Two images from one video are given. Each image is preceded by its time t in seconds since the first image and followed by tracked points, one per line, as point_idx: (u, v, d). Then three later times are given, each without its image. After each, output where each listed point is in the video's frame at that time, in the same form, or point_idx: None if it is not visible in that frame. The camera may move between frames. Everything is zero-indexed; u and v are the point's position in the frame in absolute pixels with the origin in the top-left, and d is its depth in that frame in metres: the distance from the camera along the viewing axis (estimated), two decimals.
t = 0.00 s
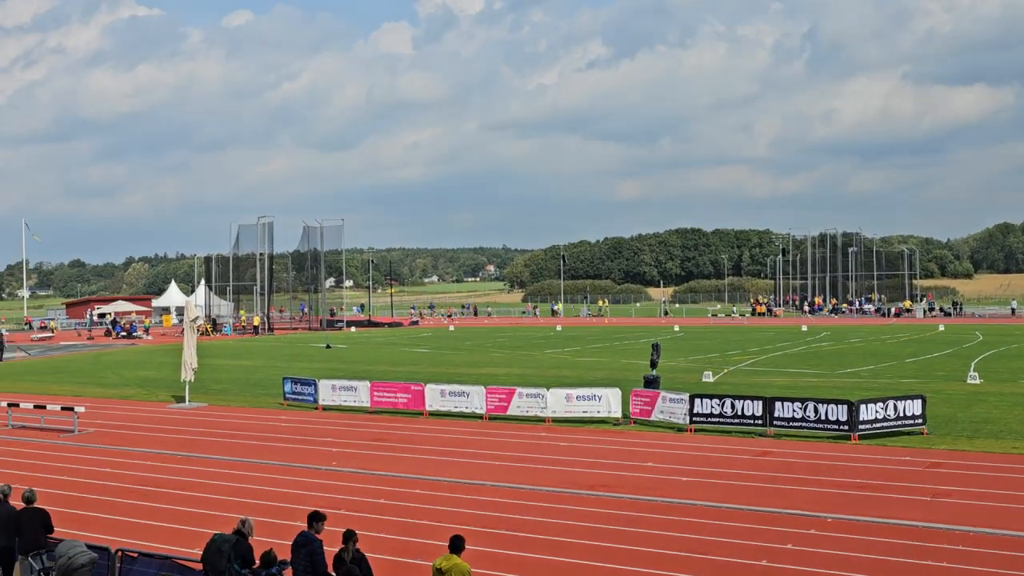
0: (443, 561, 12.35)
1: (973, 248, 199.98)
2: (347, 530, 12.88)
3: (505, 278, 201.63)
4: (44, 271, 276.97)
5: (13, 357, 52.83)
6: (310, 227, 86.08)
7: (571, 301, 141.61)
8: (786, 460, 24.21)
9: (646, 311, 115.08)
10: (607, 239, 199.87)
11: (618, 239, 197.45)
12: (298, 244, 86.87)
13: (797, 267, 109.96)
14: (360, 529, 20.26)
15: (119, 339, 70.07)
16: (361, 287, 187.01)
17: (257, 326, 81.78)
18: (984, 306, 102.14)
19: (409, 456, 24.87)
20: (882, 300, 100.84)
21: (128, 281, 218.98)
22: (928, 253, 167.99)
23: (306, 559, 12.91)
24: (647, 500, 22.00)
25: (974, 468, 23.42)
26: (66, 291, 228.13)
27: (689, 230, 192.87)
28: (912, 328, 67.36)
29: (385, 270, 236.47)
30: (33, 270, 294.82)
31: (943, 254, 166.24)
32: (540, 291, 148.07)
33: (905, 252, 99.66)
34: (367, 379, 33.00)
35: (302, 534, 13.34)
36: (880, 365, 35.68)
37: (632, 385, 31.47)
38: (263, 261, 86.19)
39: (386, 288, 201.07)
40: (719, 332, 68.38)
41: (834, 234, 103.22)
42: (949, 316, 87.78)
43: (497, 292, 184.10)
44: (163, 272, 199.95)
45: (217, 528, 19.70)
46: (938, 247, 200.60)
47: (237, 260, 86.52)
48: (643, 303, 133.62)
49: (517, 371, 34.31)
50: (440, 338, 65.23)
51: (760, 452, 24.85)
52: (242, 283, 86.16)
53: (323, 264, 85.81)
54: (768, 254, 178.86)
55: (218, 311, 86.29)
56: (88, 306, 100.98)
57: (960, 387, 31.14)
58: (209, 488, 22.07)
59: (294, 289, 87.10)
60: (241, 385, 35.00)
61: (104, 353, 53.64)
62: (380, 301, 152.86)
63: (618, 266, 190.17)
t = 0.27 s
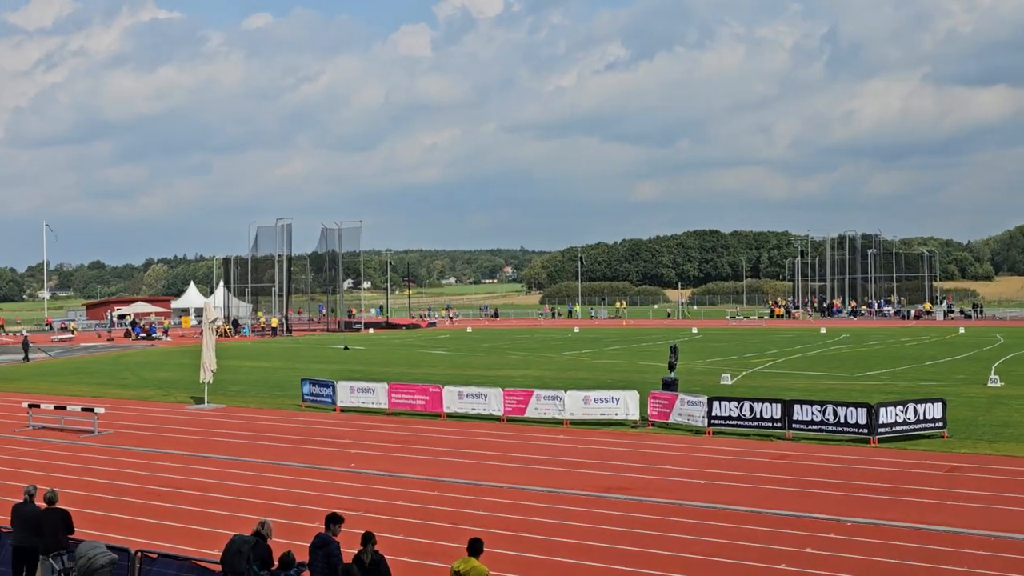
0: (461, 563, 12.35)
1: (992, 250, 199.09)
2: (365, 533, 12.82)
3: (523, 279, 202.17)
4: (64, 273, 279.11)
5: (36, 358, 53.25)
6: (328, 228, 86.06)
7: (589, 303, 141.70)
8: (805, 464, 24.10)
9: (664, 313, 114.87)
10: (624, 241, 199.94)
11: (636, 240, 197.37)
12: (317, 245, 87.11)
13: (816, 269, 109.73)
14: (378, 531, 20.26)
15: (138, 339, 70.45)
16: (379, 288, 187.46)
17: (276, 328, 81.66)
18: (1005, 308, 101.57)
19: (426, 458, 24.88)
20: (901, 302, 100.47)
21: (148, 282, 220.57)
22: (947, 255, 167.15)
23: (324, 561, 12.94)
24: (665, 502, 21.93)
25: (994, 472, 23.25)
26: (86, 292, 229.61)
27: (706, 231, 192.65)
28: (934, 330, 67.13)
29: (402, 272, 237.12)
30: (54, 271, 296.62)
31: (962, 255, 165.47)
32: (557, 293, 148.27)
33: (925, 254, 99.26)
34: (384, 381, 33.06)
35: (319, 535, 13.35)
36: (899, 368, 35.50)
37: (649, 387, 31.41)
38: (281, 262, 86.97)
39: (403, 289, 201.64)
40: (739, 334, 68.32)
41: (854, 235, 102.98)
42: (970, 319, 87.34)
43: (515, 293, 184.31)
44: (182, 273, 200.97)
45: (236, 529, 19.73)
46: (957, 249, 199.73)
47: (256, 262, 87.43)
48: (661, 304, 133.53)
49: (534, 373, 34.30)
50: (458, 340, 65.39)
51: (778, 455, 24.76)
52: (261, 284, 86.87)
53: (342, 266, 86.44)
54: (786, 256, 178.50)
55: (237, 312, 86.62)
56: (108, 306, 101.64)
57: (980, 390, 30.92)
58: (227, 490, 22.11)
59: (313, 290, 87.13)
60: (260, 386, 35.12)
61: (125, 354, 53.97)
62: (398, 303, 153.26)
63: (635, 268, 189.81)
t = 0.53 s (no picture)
0: (477, 563, 12.37)
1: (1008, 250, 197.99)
2: (382, 532, 12.91)
3: (538, 278, 202.42)
4: (82, 272, 280.84)
5: (55, 356, 53.78)
6: (344, 227, 85.75)
7: (604, 302, 141.79)
8: (821, 464, 24.00)
9: (680, 312, 114.76)
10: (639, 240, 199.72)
11: (652, 240, 196.98)
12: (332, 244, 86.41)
13: (832, 268, 109.32)
14: (394, 530, 20.28)
15: (155, 338, 70.95)
16: (394, 287, 187.66)
17: (290, 326, 81.08)
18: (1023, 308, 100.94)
19: (441, 458, 24.90)
20: (918, 302, 99.97)
21: (165, 281, 221.95)
22: (965, 255, 166.28)
23: (338, 561, 13.01)
24: (681, 503, 21.86)
25: (1012, 472, 23.07)
26: (103, 291, 230.68)
27: (722, 231, 192.18)
28: (952, 330, 66.78)
29: (417, 272, 237.42)
30: (71, 270, 298.43)
31: (979, 255, 164.49)
32: (572, 292, 148.30)
33: (942, 253, 98.71)
34: (400, 380, 33.10)
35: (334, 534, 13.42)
36: (916, 368, 35.30)
37: (665, 387, 31.34)
38: (297, 261, 87.86)
39: (418, 288, 201.83)
40: (754, 334, 68.15)
41: (870, 235, 102.53)
42: (988, 318, 86.80)
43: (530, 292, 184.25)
44: (198, 272, 201.65)
45: (253, 528, 19.77)
46: (973, 249, 198.64)
47: (272, 260, 88.55)
48: (676, 304, 133.27)
49: (550, 372, 34.27)
50: (473, 339, 65.45)
51: (795, 455, 24.67)
52: (277, 283, 88.25)
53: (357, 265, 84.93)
54: (802, 256, 177.95)
55: (254, 311, 88.12)
56: (124, 305, 102.12)
57: (998, 391, 30.73)
58: (245, 488, 22.17)
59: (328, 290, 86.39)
60: (276, 385, 35.22)
61: (142, 352, 54.37)
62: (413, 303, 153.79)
63: (650, 267, 188.26)
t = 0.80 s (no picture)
0: (493, 561, 12.34)
1: None
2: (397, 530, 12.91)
3: (555, 275, 202.95)
4: (99, 269, 282.35)
5: (73, 352, 53.79)
6: (359, 224, 86.23)
7: (621, 299, 141.34)
8: (838, 462, 23.89)
9: (696, 309, 114.32)
10: (656, 237, 199.68)
11: (669, 237, 196.78)
12: (348, 241, 87.38)
13: (850, 265, 108.91)
14: (410, 527, 20.32)
15: (172, 334, 70.95)
16: (410, 283, 188.35)
17: (306, 323, 81.64)
18: None
19: (457, 454, 24.94)
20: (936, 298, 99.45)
21: (182, 277, 222.96)
22: (984, 252, 165.19)
23: (352, 556, 13.00)
24: (698, 500, 21.84)
25: None
26: (122, 287, 232.24)
27: (738, 228, 191.77)
28: (970, 328, 66.43)
29: (433, 269, 238.05)
30: (90, 267, 300.70)
31: (998, 253, 163.43)
32: (588, 289, 148.61)
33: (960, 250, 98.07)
34: (415, 376, 33.16)
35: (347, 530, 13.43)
36: (934, 366, 35.08)
37: (680, 384, 31.24)
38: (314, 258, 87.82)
39: (434, 285, 202.40)
40: (769, 330, 68.03)
41: (887, 232, 102.09)
42: (1007, 316, 86.23)
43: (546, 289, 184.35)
44: (216, 269, 202.66)
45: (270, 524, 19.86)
46: (992, 246, 197.34)
47: (288, 257, 88.31)
48: (691, 300, 133.17)
49: (565, 369, 34.25)
50: (488, 335, 65.59)
51: (812, 452, 24.59)
52: (293, 280, 88.02)
53: (373, 261, 85.82)
54: (819, 252, 177.25)
55: (269, 307, 87.84)
56: (143, 302, 102.78)
57: (1017, 389, 30.52)
58: (264, 484, 22.27)
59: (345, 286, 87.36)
60: (292, 381, 35.33)
61: (159, 348, 54.49)
62: (430, 300, 153.51)
63: (666, 264, 189.12)
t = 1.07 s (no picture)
0: (510, 558, 12.35)
1: None
2: (414, 525, 12.92)
3: (573, 270, 203.30)
4: (120, 264, 284.16)
5: (95, 347, 53.99)
6: (379, 220, 86.54)
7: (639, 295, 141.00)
8: (858, 460, 23.76)
9: (715, 305, 113.92)
10: (675, 233, 199.47)
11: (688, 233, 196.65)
12: (368, 236, 87.22)
13: (871, 261, 108.40)
14: (427, 523, 20.35)
15: (193, 330, 71.18)
16: (429, 279, 188.95)
17: (325, 318, 81.22)
18: None
19: (475, 450, 24.95)
20: (958, 295, 98.82)
21: (203, 273, 224.39)
22: (1006, 248, 164.00)
23: (370, 554, 13.00)
24: (715, 497, 21.77)
25: None
26: (143, 282, 233.89)
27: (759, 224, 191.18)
28: (993, 324, 66.01)
29: (452, 264, 238.58)
30: (112, 262, 303.05)
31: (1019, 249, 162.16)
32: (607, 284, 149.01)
33: (983, 246, 97.27)
34: (434, 372, 33.24)
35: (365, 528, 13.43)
36: (955, 363, 34.86)
37: (699, 380, 31.18)
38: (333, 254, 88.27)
39: (453, 281, 202.95)
40: (790, 327, 67.79)
41: (909, 228, 101.51)
42: None
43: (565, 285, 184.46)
44: (236, 265, 203.64)
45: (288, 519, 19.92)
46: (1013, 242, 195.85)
47: (307, 253, 88.23)
48: (710, 296, 132.94)
49: (583, 365, 34.25)
50: (507, 331, 65.70)
51: (831, 450, 24.47)
52: (312, 275, 87.72)
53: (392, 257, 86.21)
54: (839, 248, 176.48)
55: (289, 303, 88.03)
56: (164, 297, 103.55)
57: None
58: (282, 480, 22.33)
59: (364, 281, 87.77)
60: (311, 377, 35.47)
61: (180, 344, 54.75)
62: (448, 295, 153.62)
63: (686, 260, 189.13)
